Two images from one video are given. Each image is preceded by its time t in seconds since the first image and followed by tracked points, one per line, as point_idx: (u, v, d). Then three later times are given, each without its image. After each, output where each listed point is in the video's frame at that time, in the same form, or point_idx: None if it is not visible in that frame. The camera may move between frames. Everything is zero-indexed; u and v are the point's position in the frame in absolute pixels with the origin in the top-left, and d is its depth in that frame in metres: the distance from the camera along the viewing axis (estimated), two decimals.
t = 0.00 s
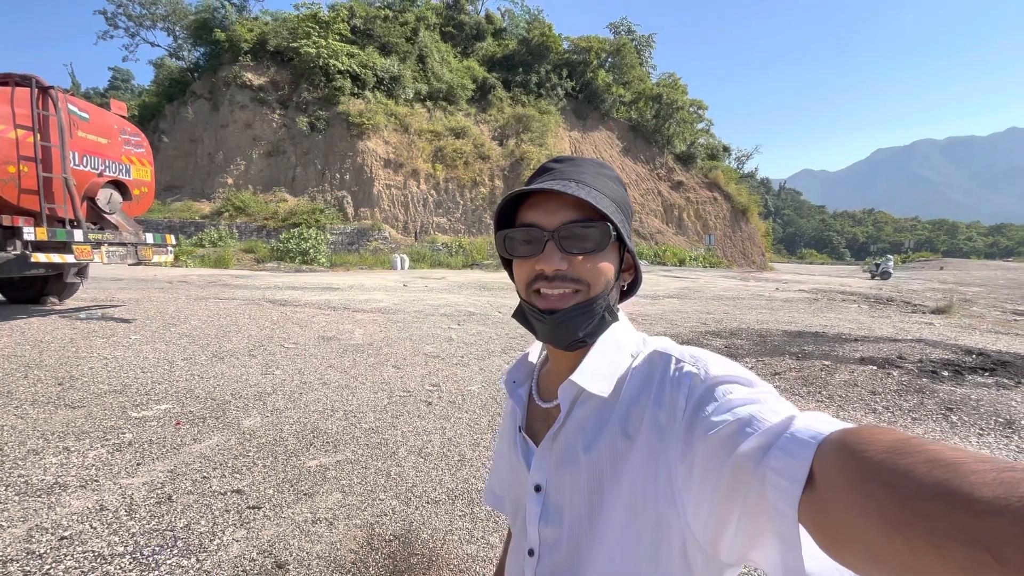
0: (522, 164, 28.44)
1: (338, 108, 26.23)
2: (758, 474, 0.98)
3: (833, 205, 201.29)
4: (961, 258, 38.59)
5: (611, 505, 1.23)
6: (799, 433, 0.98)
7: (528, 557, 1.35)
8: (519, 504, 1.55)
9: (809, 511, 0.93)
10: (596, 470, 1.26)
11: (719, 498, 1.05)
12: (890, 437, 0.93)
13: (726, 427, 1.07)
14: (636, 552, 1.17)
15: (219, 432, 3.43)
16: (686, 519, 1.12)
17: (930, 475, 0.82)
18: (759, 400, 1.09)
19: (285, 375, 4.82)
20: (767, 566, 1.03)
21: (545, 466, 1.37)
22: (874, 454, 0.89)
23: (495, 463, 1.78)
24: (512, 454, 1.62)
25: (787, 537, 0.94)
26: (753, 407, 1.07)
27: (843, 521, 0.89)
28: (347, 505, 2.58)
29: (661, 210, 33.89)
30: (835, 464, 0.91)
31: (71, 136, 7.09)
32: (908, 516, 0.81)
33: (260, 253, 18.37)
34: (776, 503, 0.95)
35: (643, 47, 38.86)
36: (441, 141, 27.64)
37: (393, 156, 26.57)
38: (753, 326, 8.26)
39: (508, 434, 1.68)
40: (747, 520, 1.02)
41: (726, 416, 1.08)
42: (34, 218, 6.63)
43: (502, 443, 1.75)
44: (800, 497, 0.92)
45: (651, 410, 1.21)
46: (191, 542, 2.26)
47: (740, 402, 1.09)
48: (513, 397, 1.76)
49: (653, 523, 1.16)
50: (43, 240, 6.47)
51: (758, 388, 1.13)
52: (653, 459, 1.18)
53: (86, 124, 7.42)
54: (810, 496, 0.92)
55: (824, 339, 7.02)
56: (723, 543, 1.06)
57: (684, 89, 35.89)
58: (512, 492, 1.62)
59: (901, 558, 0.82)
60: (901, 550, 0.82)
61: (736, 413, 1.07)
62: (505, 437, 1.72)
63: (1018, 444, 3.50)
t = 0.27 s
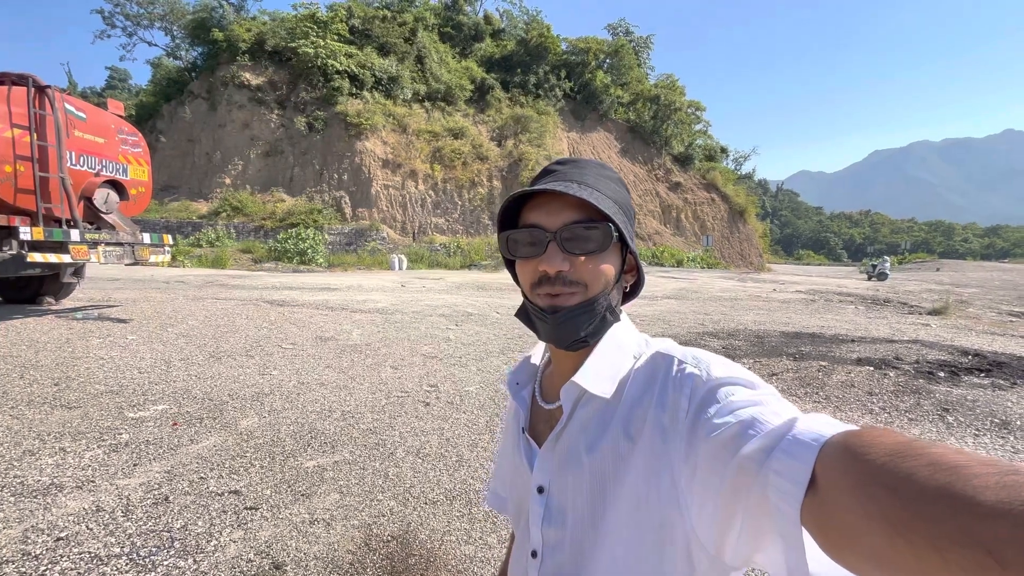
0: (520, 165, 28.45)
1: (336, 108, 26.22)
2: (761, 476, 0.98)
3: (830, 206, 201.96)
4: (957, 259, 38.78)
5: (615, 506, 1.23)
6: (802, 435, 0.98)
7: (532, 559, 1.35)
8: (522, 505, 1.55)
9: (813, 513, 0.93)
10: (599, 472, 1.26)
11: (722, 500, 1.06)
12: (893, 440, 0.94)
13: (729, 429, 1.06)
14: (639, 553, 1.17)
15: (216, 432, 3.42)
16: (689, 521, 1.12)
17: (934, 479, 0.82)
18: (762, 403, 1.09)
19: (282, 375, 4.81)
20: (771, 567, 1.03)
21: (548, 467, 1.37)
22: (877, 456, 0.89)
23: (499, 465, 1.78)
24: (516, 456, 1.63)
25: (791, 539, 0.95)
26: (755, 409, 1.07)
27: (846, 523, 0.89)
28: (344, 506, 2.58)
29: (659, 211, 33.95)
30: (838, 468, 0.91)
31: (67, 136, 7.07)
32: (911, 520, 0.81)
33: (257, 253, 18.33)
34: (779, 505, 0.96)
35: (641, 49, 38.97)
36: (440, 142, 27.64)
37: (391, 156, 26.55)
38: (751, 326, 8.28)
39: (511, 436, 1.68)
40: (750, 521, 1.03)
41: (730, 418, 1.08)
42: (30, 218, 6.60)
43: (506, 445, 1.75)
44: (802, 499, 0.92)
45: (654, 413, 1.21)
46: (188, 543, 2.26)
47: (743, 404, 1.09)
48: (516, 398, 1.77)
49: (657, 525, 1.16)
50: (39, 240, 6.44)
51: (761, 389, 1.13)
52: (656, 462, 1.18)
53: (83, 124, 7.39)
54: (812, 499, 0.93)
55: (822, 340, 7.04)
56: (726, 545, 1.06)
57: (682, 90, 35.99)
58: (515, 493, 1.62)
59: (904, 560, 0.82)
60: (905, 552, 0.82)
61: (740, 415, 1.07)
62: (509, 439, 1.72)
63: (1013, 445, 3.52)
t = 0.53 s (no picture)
0: (518, 165, 28.44)
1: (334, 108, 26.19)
2: (763, 476, 0.99)
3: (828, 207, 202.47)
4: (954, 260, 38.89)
5: (618, 507, 1.23)
6: (803, 435, 0.99)
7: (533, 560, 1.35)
8: (524, 506, 1.55)
9: (814, 513, 0.93)
10: (601, 472, 1.26)
11: (724, 500, 1.06)
12: (895, 438, 0.94)
13: (730, 430, 1.07)
14: (642, 554, 1.17)
15: (214, 433, 3.42)
16: (692, 522, 1.12)
17: (935, 478, 0.82)
18: (764, 403, 1.10)
19: (280, 375, 4.80)
20: (773, 568, 1.03)
21: (550, 469, 1.37)
22: (878, 455, 0.90)
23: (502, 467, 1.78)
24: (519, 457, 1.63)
25: (793, 540, 0.95)
26: (757, 410, 1.07)
27: (847, 522, 0.89)
28: (343, 507, 2.58)
29: (657, 211, 33.99)
30: (839, 468, 0.92)
31: (65, 135, 7.05)
32: (911, 520, 0.82)
33: (255, 253, 18.27)
34: (780, 505, 0.96)
35: (639, 49, 39.04)
36: (438, 142, 27.61)
37: (389, 156, 26.52)
38: (749, 327, 8.29)
39: (514, 438, 1.68)
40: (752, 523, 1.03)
41: (731, 418, 1.08)
42: (26, 218, 6.58)
43: (508, 448, 1.75)
44: (804, 500, 0.92)
45: (656, 414, 1.21)
46: (186, 544, 2.25)
47: (744, 404, 1.09)
48: (519, 400, 1.77)
49: (659, 527, 1.16)
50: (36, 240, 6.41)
51: (763, 388, 1.13)
52: (658, 462, 1.18)
53: (81, 123, 7.37)
54: (813, 499, 0.93)
55: (819, 341, 7.05)
56: (729, 546, 1.06)
57: (680, 90, 36.06)
58: (518, 495, 1.62)
59: (905, 559, 0.82)
60: (905, 551, 0.83)
61: (740, 416, 1.07)
62: (511, 441, 1.72)
63: (1010, 445, 3.53)
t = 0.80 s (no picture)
0: (517, 164, 28.42)
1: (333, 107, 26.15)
2: (763, 478, 0.99)
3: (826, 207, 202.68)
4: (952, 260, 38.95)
5: (619, 508, 1.23)
6: (804, 438, 0.99)
7: (534, 562, 1.35)
8: (525, 509, 1.55)
9: (816, 514, 0.93)
10: (603, 474, 1.26)
11: (726, 503, 1.05)
12: (897, 440, 0.94)
13: (732, 432, 1.07)
14: (642, 557, 1.17)
15: (213, 432, 3.41)
16: (694, 524, 1.12)
17: (938, 481, 0.82)
18: (765, 406, 1.10)
19: (279, 375, 4.80)
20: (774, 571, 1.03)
21: (552, 470, 1.37)
22: (878, 457, 0.90)
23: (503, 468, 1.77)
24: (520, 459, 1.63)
25: (795, 541, 0.95)
26: (758, 412, 1.08)
27: (849, 525, 0.89)
28: (343, 507, 2.57)
29: (656, 211, 34.00)
30: (840, 470, 0.92)
31: (63, 134, 7.02)
32: (913, 522, 0.82)
33: (253, 252, 18.24)
34: (781, 506, 0.96)
35: (639, 49, 39.04)
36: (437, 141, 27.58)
37: (388, 156, 26.49)
38: (748, 327, 8.29)
39: (515, 440, 1.68)
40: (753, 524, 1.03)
41: (732, 420, 1.08)
42: (25, 217, 6.57)
43: (509, 449, 1.75)
44: (806, 501, 0.93)
45: (657, 415, 1.21)
46: (186, 544, 2.25)
47: (746, 406, 1.10)
48: (520, 402, 1.76)
49: (660, 528, 1.16)
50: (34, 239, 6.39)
51: (763, 392, 1.14)
52: (660, 463, 1.18)
53: (79, 122, 7.35)
54: (814, 500, 0.93)
55: (818, 341, 7.05)
56: (729, 548, 1.06)
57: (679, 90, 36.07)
58: (520, 497, 1.62)
59: (907, 562, 0.82)
60: (905, 553, 0.82)
61: (742, 418, 1.08)
62: (512, 443, 1.72)
63: (1008, 445, 3.54)
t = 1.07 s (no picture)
0: (520, 161, 28.37)
1: (335, 102, 26.12)
2: (761, 475, 0.98)
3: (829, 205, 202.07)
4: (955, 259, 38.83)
5: (619, 505, 1.23)
6: (803, 434, 0.99)
7: (537, 560, 1.35)
8: (527, 507, 1.55)
9: (814, 511, 0.93)
10: (603, 470, 1.26)
11: (725, 500, 1.05)
12: (896, 437, 0.93)
13: (730, 429, 1.06)
14: (642, 555, 1.16)
15: (220, 427, 3.42)
16: (695, 522, 1.11)
17: (936, 476, 0.82)
18: (763, 402, 1.09)
19: (285, 370, 4.81)
20: (776, 568, 1.02)
21: (552, 468, 1.37)
22: (876, 453, 0.89)
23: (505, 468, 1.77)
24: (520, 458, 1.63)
25: (793, 539, 0.94)
26: (757, 408, 1.07)
27: (847, 522, 0.89)
28: (351, 501, 2.59)
29: (658, 209, 33.95)
30: (838, 466, 0.91)
31: (69, 128, 7.02)
32: (910, 518, 0.81)
33: (256, 247, 18.28)
34: (779, 504, 0.95)
35: (642, 46, 38.90)
36: (439, 137, 27.54)
37: (391, 152, 26.48)
38: (751, 325, 8.30)
39: (516, 438, 1.68)
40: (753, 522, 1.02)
41: (730, 417, 1.08)
42: (31, 211, 6.59)
43: (511, 449, 1.75)
44: (803, 498, 0.92)
45: (656, 412, 1.21)
46: (196, 537, 2.26)
47: (745, 402, 1.09)
48: (521, 401, 1.77)
49: (660, 526, 1.15)
50: (41, 233, 6.42)
51: (763, 388, 1.13)
52: (658, 462, 1.18)
53: (83, 116, 7.35)
54: (813, 497, 0.93)
55: (822, 339, 7.05)
56: (730, 545, 1.05)
57: (682, 87, 35.94)
58: (520, 496, 1.62)
59: (906, 559, 0.81)
60: (904, 550, 0.81)
61: (741, 414, 1.07)
62: (514, 442, 1.72)
63: (1013, 445, 3.54)
